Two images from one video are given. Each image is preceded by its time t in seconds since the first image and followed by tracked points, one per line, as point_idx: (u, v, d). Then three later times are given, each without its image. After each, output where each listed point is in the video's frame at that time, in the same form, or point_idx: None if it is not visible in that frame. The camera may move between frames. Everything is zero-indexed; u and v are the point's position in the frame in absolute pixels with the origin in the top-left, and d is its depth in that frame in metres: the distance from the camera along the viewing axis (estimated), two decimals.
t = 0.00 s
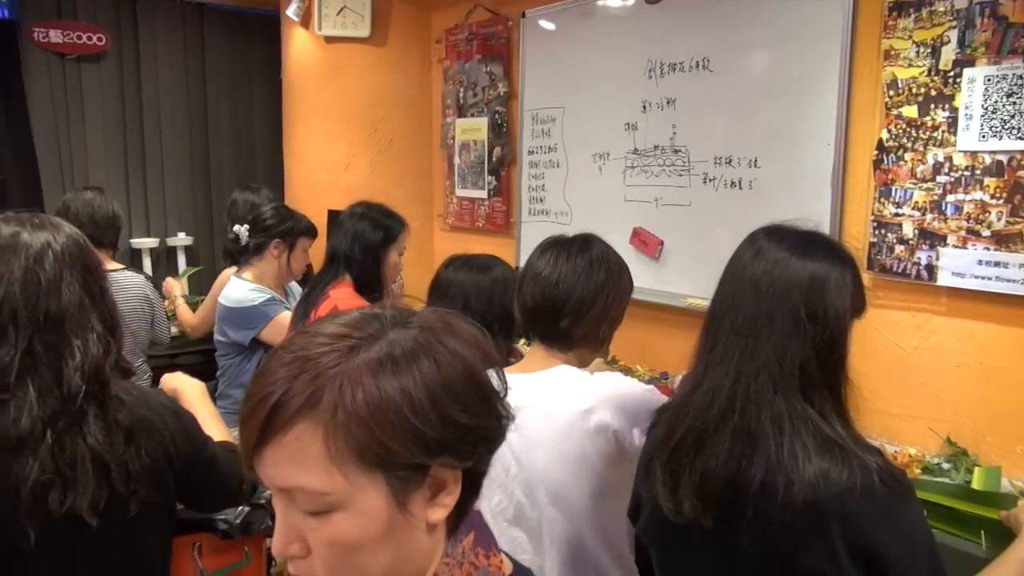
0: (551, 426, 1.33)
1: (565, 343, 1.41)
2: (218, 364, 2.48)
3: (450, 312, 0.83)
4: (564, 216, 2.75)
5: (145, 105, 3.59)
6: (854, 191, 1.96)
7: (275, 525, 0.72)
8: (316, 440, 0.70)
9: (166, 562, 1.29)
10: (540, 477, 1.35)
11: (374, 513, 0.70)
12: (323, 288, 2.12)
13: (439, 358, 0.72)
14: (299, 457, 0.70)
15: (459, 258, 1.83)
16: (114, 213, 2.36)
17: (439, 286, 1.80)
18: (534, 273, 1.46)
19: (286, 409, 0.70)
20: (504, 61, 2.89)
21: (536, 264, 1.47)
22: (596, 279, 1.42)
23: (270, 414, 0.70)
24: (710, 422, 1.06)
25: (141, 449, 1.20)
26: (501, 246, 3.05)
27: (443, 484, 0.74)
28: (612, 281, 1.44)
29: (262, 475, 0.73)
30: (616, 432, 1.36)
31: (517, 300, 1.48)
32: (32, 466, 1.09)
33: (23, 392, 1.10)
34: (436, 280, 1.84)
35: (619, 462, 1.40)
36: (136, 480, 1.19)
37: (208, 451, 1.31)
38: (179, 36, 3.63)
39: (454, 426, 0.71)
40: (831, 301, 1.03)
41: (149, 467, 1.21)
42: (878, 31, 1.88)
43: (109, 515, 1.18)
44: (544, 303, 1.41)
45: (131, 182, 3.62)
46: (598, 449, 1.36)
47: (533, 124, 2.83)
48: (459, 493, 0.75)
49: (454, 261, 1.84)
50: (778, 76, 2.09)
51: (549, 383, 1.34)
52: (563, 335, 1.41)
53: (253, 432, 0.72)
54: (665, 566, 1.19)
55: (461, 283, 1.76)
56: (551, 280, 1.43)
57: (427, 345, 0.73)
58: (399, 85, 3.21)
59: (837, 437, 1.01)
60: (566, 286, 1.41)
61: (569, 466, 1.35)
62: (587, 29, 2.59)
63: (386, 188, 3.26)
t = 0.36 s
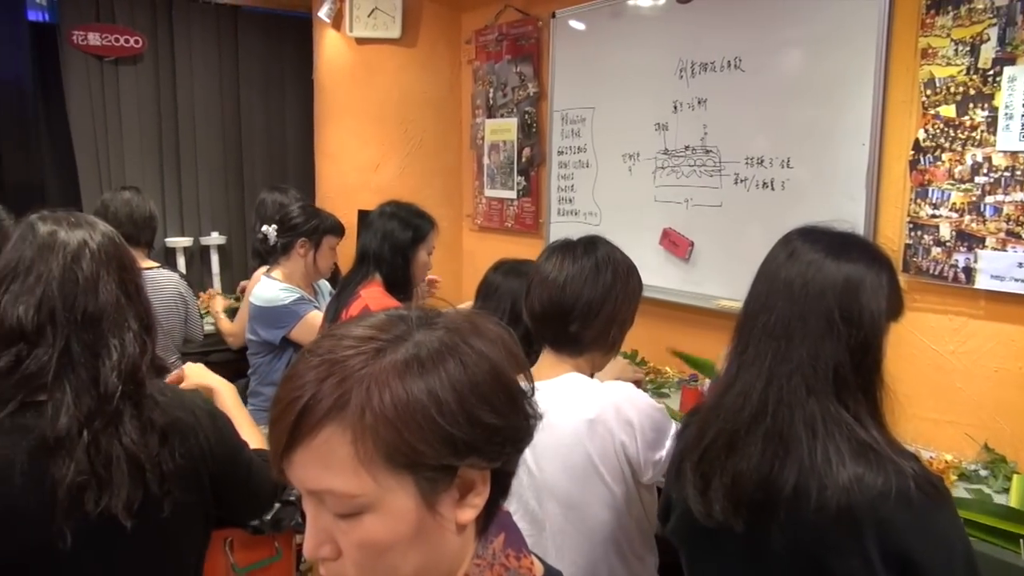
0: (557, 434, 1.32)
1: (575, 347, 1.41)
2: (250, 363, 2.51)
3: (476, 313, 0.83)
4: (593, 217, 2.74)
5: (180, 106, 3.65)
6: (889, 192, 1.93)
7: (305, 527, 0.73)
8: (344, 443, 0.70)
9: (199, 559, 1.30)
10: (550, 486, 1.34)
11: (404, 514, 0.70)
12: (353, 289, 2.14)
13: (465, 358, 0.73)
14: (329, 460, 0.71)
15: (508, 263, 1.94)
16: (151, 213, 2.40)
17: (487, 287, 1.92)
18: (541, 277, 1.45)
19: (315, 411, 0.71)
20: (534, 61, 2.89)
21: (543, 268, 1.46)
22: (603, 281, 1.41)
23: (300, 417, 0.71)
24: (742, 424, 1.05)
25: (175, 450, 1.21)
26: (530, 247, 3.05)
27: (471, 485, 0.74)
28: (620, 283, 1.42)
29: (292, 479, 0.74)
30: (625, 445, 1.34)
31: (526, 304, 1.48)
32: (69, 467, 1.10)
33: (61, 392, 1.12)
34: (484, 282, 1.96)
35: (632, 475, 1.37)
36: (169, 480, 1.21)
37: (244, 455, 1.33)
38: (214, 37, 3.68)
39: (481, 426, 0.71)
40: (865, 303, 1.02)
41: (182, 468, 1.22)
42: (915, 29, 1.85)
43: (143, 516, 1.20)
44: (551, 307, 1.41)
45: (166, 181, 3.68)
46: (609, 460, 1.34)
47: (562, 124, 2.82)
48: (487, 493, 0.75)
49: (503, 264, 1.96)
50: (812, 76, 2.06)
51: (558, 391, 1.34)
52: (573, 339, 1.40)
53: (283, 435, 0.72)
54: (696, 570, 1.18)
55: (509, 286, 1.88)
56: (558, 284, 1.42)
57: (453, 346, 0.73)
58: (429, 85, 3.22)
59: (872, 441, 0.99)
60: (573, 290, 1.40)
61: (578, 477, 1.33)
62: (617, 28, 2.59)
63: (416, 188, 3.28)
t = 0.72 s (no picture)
0: (607, 433, 1.32)
1: (630, 347, 1.40)
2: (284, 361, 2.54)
3: (509, 314, 0.82)
4: (626, 218, 2.73)
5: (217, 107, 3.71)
6: (929, 194, 1.89)
7: (337, 523, 0.74)
8: (370, 442, 0.71)
9: (236, 554, 1.33)
10: (595, 483, 1.34)
11: (431, 514, 0.71)
12: (384, 290, 2.16)
13: (491, 359, 0.72)
14: (356, 457, 0.71)
15: (541, 264, 1.94)
16: (189, 213, 2.44)
17: (520, 288, 1.92)
18: (597, 276, 1.45)
19: (343, 409, 0.71)
20: (567, 62, 2.88)
21: (599, 268, 1.46)
22: (661, 282, 1.41)
23: (329, 415, 0.72)
24: (777, 428, 1.03)
25: (210, 453, 1.24)
26: (562, 248, 3.05)
27: (500, 486, 0.74)
28: (678, 284, 1.42)
29: (322, 474, 0.75)
30: (676, 447, 1.34)
31: (580, 303, 1.47)
32: (106, 472, 1.12)
33: (97, 397, 1.14)
34: (516, 283, 1.96)
35: (679, 478, 1.36)
36: (204, 483, 1.23)
37: (276, 456, 1.36)
38: (251, 40, 3.74)
39: (507, 428, 0.71)
40: (907, 307, 1.00)
41: (217, 471, 1.25)
42: (958, 27, 1.81)
43: (179, 520, 1.21)
44: (610, 308, 1.40)
45: (203, 182, 3.74)
46: (657, 460, 1.33)
47: (595, 125, 2.81)
48: (517, 494, 0.75)
49: (536, 265, 1.96)
50: (850, 76, 2.03)
51: (608, 390, 1.33)
52: (629, 340, 1.39)
53: (313, 432, 0.73)
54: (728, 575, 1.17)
55: (544, 288, 1.88)
56: (616, 284, 1.42)
57: (480, 347, 0.72)
58: (462, 87, 3.24)
59: (912, 447, 0.97)
60: (632, 291, 1.40)
61: (625, 476, 1.33)
62: (651, 29, 2.57)
63: (448, 189, 3.28)
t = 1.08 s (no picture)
0: (648, 432, 1.32)
1: (672, 347, 1.40)
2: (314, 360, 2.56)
3: (536, 315, 0.83)
4: (655, 219, 2.71)
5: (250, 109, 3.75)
6: (967, 196, 1.86)
7: (377, 527, 0.74)
8: (409, 448, 0.70)
9: (263, 553, 1.33)
10: (631, 481, 1.34)
11: (470, 517, 0.70)
12: (413, 288, 2.16)
13: (524, 361, 0.72)
14: (395, 464, 0.71)
15: (564, 263, 1.93)
16: (222, 213, 2.48)
17: (544, 288, 1.92)
18: (641, 277, 1.44)
19: (381, 417, 0.71)
20: (597, 63, 2.88)
21: (641, 269, 1.45)
22: (706, 284, 1.40)
23: (366, 423, 0.72)
24: (811, 431, 1.02)
25: (241, 459, 1.25)
26: (591, 249, 3.04)
27: (537, 486, 0.74)
28: (722, 286, 1.41)
29: (361, 482, 0.75)
30: (715, 447, 1.33)
31: (620, 303, 1.47)
32: (137, 475, 1.14)
33: (129, 400, 1.16)
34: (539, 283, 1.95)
35: (716, 478, 1.36)
36: (235, 487, 1.25)
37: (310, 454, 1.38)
38: (283, 42, 3.78)
39: (543, 430, 0.71)
40: (944, 309, 0.98)
41: (247, 477, 1.26)
42: (997, 25, 1.77)
43: (212, 522, 1.23)
44: (653, 308, 1.40)
45: (235, 183, 3.78)
46: (696, 461, 1.32)
47: (625, 126, 2.81)
48: (553, 495, 0.75)
49: (559, 265, 1.95)
50: (885, 75, 2.00)
51: (647, 390, 1.33)
52: (672, 340, 1.39)
53: (351, 441, 0.73)
54: None
55: (569, 288, 1.88)
56: (659, 284, 1.41)
57: (512, 349, 0.72)
58: (491, 88, 3.24)
59: (950, 454, 0.96)
60: (676, 292, 1.39)
61: (662, 476, 1.32)
62: (681, 29, 2.56)
63: (478, 190, 3.29)
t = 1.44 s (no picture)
0: (675, 439, 1.31)
1: (697, 351, 1.39)
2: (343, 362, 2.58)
3: (561, 321, 0.81)
4: (684, 222, 2.69)
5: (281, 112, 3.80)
6: (1004, 199, 1.82)
7: (400, 532, 0.75)
8: (420, 462, 0.71)
9: (294, 551, 1.35)
10: (657, 487, 1.33)
11: (481, 531, 0.70)
12: (440, 291, 2.17)
13: (535, 376, 0.70)
14: (408, 477, 0.71)
15: (586, 264, 1.93)
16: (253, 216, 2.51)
17: (566, 290, 1.92)
18: (667, 280, 1.44)
19: (393, 430, 0.71)
20: (626, 66, 2.87)
21: (666, 272, 1.45)
22: (732, 288, 1.38)
23: (380, 435, 0.72)
24: (857, 434, 1.00)
25: (272, 462, 1.27)
26: (619, 252, 3.03)
27: (556, 499, 0.72)
28: (749, 291, 1.39)
29: (381, 490, 0.76)
30: (745, 454, 1.32)
31: (647, 306, 1.47)
32: (171, 477, 1.15)
33: (164, 401, 1.18)
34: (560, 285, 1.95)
35: (745, 485, 1.34)
36: (268, 489, 1.26)
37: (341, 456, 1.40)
38: (314, 46, 3.82)
39: (554, 446, 0.69)
40: (992, 312, 0.96)
41: (279, 478, 1.28)
42: None
43: (242, 526, 1.25)
44: (678, 311, 1.39)
45: (266, 186, 3.82)
46: (724, 467, 1.31)
47: (654, 129, 2.79)
48: (573, 508, 0.74)
49: (581, 266, 1.94)
50: (920, 77, 1.97)
51: (673, 396, 1.32)
52: (697, 343, 1.38)
53: (367, 452, 0.74)
54: None
55: (592, 290, 1.87)
56: (684, 287, 1.40)
57: (523, 363, 0.70)
58: (519, 91, 3.24)
59: (995, 451, 0.95)
60: (701, 295, 1.38)
61: (690, 482, 1.31)
62: (712, 31, 2.54)
63: (505, 193, 3.29)
